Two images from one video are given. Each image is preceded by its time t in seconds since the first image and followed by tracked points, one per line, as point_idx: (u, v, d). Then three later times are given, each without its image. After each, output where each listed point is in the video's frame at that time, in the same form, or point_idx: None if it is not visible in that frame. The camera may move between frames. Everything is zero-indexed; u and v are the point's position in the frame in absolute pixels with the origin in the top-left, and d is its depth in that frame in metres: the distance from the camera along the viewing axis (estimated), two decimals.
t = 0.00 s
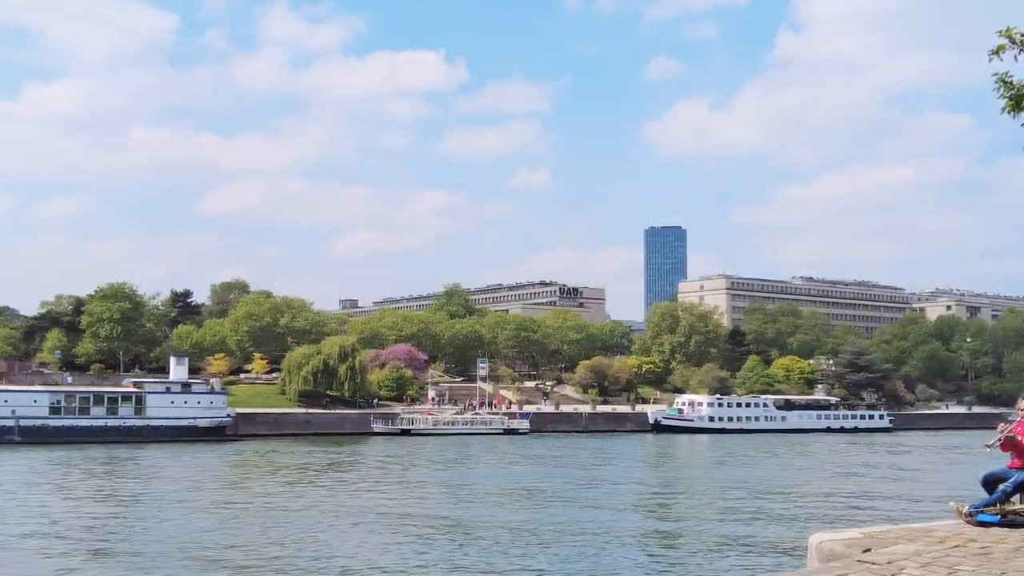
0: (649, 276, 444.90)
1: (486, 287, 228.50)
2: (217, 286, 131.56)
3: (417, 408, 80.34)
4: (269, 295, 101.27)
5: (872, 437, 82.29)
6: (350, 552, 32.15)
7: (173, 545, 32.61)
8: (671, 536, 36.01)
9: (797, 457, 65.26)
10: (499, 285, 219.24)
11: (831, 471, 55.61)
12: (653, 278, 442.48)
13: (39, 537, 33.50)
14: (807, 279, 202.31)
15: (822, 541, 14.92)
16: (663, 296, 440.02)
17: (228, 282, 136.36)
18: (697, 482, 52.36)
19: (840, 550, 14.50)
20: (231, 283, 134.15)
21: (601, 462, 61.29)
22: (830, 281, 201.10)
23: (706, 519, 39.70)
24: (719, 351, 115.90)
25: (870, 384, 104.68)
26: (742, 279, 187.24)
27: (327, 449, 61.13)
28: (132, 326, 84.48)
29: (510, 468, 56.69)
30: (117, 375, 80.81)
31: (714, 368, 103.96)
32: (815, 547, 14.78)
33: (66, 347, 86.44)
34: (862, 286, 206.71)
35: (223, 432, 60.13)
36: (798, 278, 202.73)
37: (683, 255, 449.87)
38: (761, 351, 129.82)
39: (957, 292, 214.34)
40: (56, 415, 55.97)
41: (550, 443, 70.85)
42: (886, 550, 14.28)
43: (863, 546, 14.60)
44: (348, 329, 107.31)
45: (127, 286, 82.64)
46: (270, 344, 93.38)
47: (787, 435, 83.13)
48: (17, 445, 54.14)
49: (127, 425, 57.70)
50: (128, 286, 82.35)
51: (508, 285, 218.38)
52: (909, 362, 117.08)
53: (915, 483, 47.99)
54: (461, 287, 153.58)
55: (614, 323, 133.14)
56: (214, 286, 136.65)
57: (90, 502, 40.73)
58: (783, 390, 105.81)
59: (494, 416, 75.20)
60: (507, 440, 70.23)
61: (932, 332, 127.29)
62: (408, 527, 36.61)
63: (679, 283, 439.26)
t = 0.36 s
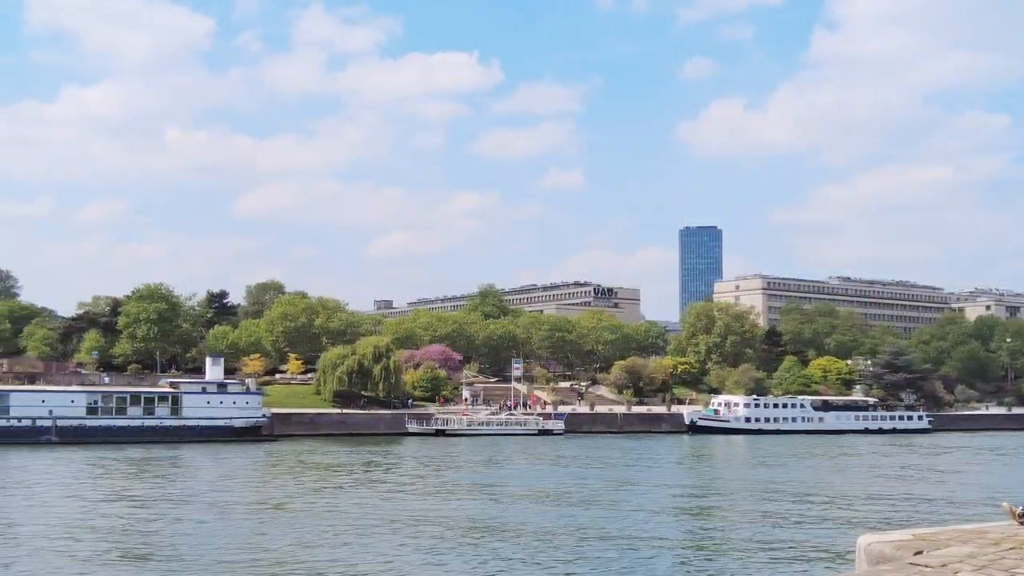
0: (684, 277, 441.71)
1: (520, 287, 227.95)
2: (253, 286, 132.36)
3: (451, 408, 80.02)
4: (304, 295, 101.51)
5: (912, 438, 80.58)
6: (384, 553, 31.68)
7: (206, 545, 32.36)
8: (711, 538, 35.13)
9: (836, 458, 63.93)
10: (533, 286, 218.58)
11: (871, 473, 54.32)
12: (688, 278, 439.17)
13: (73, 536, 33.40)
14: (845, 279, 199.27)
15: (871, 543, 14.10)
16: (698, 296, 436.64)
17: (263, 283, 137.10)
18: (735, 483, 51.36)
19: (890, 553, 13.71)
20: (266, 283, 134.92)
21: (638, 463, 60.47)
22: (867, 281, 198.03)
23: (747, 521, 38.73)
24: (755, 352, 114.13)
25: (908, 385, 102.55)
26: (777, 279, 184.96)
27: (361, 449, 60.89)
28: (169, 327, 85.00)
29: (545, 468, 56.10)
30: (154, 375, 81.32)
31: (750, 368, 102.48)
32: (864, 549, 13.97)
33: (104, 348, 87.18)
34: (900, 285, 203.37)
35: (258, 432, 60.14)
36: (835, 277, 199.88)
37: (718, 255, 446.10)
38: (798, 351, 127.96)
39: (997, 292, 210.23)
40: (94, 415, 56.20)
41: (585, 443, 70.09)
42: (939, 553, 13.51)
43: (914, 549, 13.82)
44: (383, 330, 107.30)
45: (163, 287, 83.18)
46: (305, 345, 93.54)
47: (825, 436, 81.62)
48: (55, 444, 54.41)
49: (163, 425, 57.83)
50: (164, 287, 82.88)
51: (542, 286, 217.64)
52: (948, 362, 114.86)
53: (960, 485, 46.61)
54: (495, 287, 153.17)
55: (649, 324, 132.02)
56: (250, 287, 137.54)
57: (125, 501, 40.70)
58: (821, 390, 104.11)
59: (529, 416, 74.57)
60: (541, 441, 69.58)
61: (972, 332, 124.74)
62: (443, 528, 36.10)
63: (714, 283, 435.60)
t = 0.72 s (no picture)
0: (737, 277, 436.17)
1: (572, 288, 226.84)
2: (306, 287, 133.49)
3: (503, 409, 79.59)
4: (356, 296, 101.92)
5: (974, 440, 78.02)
6: (438, 555, 31.07)
7: (259, 544, 32.04)
8: (774, 543, 33.94)
9: (897, 460, 62.02)
10: (585, 286, 217.34)
11: (935, 476, 52.49)
12: (741, 278, 433.53)
13: (128, 535, 33.33)
14: (902, 278, 194.72)
15: (946, 551, 12.41)
16: (752, 296, 430.74)
17: (316, 284, 138.12)
18: (793, 486, 49.99)
19: (969, 563, 12.05)
20: (319, 285, 136.02)
21: (693, 465, 59.31)
22: (926, 280, 193.25)
23: (811, 525, 37.39)
24: (811, 353, 111.45)
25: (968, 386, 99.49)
26: (833, 279, 181.33)
27: (413, 449, 60.67)
28: (224, 328, 85.86)
29: (599, 470, 55.25)
30: (210, 375, 82.20)
31: (805, 369, 100.28)
32: (939, 558, 12.28)
33: (161, 348, 88.39)
34: (961, 285, 198.10)
35: (312, 433, 60.26)
36: (892, 277, 195.40)
37: (771, 254, 439.75)
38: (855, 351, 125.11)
39: None
40: (151, 415, 56.68)
41: (639, 445, 69.05)
42: None
43: (994, 559, 12.16)
44: (434, 330, 107.31)
45: (218, 288, 84.07)
46: (358, 345, 93.82)
47: (885, 438, 79.42)
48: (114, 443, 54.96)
49: (219, 425, 58.20)
50: (219, 288, 83.77)
51: (593, 286, 216.25)
52: (1010, 363, 111.44)
53: None
54: (547, 287, 152.46)
55: (702, 324, 130.27)
56: (303, 288, 138.82)
57: (180, 500, 40.79)
58: (879, 392, 101.53)
59: (582, 418, 73.74)
60: (595, 442, 68.72)
61: None
62: (496, 530, 35.42)
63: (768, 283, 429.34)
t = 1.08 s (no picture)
0: (795, 276, 429.02)
1: (626, 288, 224.95)
2: (361, 289, 134.37)
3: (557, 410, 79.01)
4: (410, 297, 102.10)
5: None
6: (496, 558, 30.43)
7: (316, 545, 31.73)
8: (844, 549, 32.67)
9: (964, 464, 59.91)
10: (640, 286, 215.55)
11: (1005, 480, 50.51)
12: (799, 278, 426.34)
13: (187, 534, 33.28)
14: (966, 277, 189.51)
15: None
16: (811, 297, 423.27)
17: (370, 285, 138.87)
18: (856, 489, 48.52)
19: None
20: (374, 286, 136.85)
21: (753, 468, 58.00)
22: (992, 279, 187.61)
23: (882, 530, 35.98)
24: (872, 354, 108.75)
25: None
26: (895, 278, 177.10)
27: (467, 450, 60.36)
28: (281, 329, 86.60)
29: (657, 472, 54.30)
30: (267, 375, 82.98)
31: (866, 370, 97.79)
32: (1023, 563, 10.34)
33: (219, 349, 89.46)
34: None
35: (368, 433, 60.33)
36: (955, 276, 190.19)
37: (830, 254, 431.77)
38: (917, 352, 121.85)
39: None
40: (209, 415, 57.16)
41: (696, 447, 67.85)
42: None
43: None
44: (488, 331, 107.10)
45: (275, 290, 84.81)
46: (413, 346, 93.98)
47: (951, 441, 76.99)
48: (173, 443, 55.54)
49: (276, 425, 58.50)
50: (276, 290, 84.50)
51: (649, 286, 214.28)
52: None
53: None
54: (601, 288, 151.32)
55: (759, 324, 128.11)
56: (358, 290, 139.84)
57: (237, 499, 40.92)
58: (942, 393, 98.54)
59: (637, 419, 72.76)
60: (651, 443, 67.73)
61: None
62: (555, 533, 34.70)
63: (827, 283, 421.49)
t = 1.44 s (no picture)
0: (833, 275, 423.77)
1: (661, 288, 223.39)
2: (396, 289, 134.62)
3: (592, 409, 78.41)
4: (445, 297, 101.99)
5: None
6: (533, 559, 29.84)
7: (352, 545, 31.45)
8: (891, 551, 31.68)
9: (1008, 464, 58.47)
10: (675, 286, 213.99)
11: None
12: (837, 277, 421.01)
13: (222, 534, 33.06)
14: (1007, 275, 185.82)
15: None
16: (849, 296, 417.71)
17: (405, 285, 139.06)
18: (898, 489, 47.47)
19: None
20: (409, 286, 137.04)
21: (792, 468, 57.01)
22: None
23: (930, 531, 34.95)
24: (911, 353, 106.90)
25: None
26: (934, 276, 174.15)
27: (501, 450, 59.99)
28: (316, 329, 86.86)
29: (694, 472, 53.48)
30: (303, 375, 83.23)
31: (904, 369, 96.01)
32: None
33: (255, 349, 89.94)
34: None
35: (402, 433, 60.17)
36: (996, 274, 186.64)
37: (868, 252, 425.85)
38: (957, 351, 119.54)
39: None
40: (245, 414, 57.28)
41: (733, 447, 66.91)
42: None
43: None
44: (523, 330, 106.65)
45: (310, 290, 85.07)
46: (447, 346, 93.85)
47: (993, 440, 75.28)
48: (210, 442, 55.72)
49: (311, 425, 58.51)
50: (311, 290, 84.75)
51: (684, 285, 212.61)
52: None
53: None
54: (636, 287, 150.27)
55: (796, 323, 126.50)
56: (393, 290, 140.18)
57: (273, 498, 40.86)
58: (982, 393, 96.54)
59: (673, 419, 71.95)
60: (687, 443, 66.90)
61: None
62: (592, 534, 34.06)
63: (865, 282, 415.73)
